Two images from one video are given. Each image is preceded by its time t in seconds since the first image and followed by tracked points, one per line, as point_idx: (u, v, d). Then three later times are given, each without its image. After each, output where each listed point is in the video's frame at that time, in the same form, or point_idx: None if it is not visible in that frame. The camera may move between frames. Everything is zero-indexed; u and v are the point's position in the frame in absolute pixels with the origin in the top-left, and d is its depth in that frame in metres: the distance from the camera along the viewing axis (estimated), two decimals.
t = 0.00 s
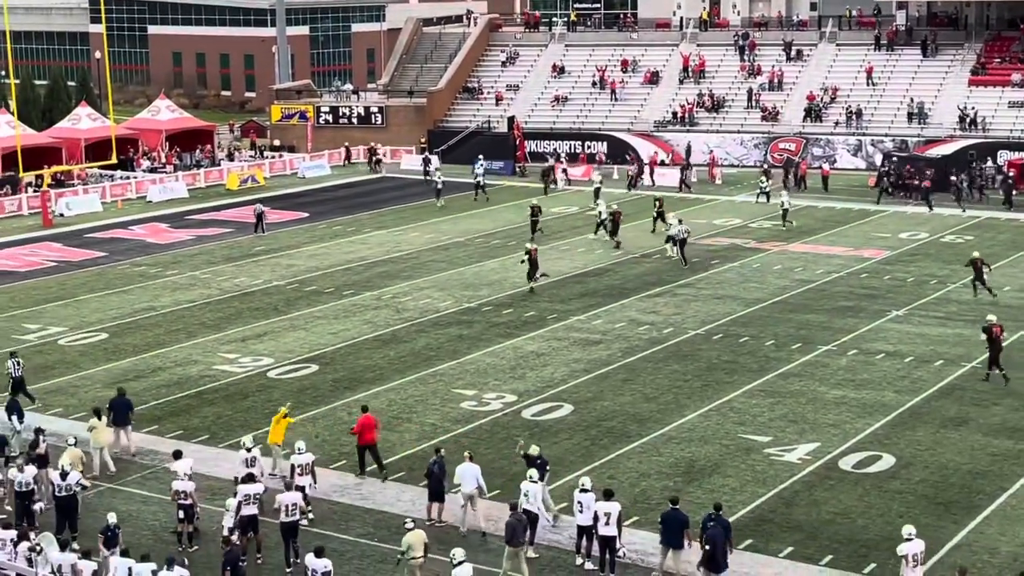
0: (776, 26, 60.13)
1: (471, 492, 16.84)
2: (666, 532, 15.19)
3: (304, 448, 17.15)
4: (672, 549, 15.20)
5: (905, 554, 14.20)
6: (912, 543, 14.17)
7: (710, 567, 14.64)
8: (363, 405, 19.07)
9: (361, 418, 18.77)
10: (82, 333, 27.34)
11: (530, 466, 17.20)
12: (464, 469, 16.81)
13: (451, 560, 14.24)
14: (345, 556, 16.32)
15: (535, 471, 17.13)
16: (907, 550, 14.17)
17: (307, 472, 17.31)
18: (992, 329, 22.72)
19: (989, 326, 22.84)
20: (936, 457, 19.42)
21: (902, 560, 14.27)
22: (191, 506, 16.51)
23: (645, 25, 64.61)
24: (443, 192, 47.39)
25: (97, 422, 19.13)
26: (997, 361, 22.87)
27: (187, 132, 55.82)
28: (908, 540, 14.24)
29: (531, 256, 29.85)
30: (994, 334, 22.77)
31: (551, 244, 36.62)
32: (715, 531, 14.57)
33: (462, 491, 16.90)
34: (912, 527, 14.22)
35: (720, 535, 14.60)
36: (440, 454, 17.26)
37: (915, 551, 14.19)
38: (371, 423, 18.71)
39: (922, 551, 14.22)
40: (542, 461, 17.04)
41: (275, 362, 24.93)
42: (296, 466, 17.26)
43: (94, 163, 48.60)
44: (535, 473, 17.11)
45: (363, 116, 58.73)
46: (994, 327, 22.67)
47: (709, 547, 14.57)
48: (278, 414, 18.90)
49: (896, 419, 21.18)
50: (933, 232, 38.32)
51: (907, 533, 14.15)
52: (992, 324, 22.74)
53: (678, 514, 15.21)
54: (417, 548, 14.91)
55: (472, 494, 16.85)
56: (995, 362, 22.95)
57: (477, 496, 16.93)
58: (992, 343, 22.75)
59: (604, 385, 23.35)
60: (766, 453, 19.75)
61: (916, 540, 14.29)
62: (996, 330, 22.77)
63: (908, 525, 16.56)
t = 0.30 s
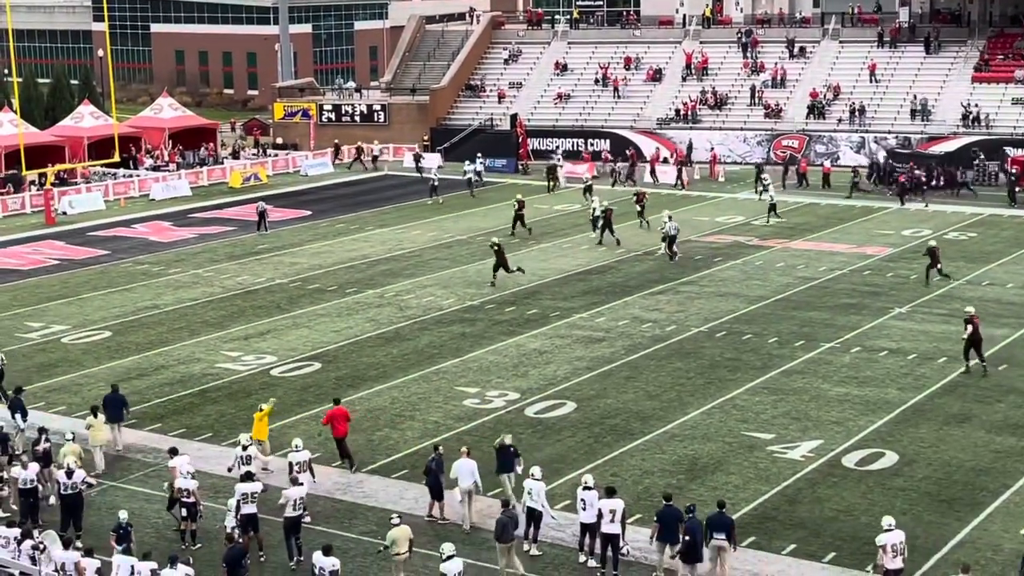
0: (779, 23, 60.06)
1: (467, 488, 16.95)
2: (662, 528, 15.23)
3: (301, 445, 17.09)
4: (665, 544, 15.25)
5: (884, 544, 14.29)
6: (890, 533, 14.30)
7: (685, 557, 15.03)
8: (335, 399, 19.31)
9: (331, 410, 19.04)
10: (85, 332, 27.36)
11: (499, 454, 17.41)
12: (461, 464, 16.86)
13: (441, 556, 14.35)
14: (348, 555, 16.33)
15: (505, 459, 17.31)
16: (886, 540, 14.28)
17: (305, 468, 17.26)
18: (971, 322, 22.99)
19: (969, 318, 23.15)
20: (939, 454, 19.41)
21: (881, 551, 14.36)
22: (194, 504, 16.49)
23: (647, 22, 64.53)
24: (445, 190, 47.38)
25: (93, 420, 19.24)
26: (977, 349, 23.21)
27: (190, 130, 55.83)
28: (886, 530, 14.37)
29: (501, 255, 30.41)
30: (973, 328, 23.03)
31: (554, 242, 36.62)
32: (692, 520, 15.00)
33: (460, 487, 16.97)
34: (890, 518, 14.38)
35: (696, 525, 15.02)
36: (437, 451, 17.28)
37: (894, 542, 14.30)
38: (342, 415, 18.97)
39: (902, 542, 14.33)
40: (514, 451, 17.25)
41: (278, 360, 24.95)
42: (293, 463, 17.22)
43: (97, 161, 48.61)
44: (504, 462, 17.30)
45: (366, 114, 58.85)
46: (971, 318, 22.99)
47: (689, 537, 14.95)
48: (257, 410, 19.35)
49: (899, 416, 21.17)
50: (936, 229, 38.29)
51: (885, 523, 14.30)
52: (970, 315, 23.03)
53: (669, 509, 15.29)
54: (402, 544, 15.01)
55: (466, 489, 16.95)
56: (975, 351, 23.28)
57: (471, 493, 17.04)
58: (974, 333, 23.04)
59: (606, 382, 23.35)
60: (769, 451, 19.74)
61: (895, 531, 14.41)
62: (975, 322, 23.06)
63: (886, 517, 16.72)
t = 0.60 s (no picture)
0: (775, 22, 60.09)
1: (460, 485, 17.09)
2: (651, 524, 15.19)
3: (293, 443, 17.07)
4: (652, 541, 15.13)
5: (857, 536, 14.44)
6: (863, 525, 14.44)
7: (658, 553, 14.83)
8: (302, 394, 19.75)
9: (299, 404, 19.49)
10: (81, 331, 27.35)
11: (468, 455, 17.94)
12: (454, 461, 17.04)
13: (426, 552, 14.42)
14: (345, 554, 16.33)
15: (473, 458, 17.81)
16: (860, 532, 14.42)
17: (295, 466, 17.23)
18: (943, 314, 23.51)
19: (941, 311, 23.67)
20: (934, 451, 19.43)
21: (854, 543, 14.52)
22: (190, 504, 16.50)
23: (643, 21, 64.56)
24: (441, 189, 47.35)
25: (87, 419, 19.35)
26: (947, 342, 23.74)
27: (185, 129, 55.81)
28: (860, 523, 14.52)
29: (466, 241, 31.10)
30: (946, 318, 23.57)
31: (550, 241, 36.64)
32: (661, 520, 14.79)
33: (453, 485, 17.11)
34: (863, 510, 14.52)
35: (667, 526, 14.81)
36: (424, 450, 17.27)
37: (867, 533, 14.45)
38: (309, 408, 19.44)
39: (874, 533, 14.48)
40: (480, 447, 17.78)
41: (274, 359, 24.95)
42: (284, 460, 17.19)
43: (92, 161, 48.58)
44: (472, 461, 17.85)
45: (362, 112, 58.77)
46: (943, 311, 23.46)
47: (659, 535, 14.76)
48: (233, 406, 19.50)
49: (895, 414, 21.18)
50: (932, 227, 38.33)
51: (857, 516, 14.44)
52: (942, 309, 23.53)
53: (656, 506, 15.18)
54: (381, 539, 15.00)
55: (460, 487, 17.07)
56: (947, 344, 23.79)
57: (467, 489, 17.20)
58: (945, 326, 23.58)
59: (603, 380, 23.37)
60: (765, 449, 19.76)
61: (868, 523, 14.56)
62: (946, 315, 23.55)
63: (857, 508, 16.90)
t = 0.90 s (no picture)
0: (766, 22, 60.15)
1: (447, 480, 17.26)
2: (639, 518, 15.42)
3: (279, 442, 16.99)
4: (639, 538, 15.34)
5: (828, 531, 14.62)
6: (832, 519, 14.61)
7: (623, 548, 15.00)
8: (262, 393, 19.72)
9: (258, 403, 19.55)
10: (72, 333, 27.32)
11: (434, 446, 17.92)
12: (443, 457, 17.19)
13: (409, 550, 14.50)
14: (337, 555, 16.34)
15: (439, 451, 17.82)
16: (830, 525, 14.59)
17: (280, 467, 17.15)
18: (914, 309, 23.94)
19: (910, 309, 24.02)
20: (925, 450, 19.48)
21: (825, 536, 14.69)
22: (182, 506, 16.48)
23: (635, 21, 64.58)
24: (433, 188, 47.34)
25: (77, 420, 19.37)
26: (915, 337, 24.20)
27: (176, 130, 55.73)
28: (830, 517, 14.69)
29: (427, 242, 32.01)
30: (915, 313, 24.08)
31: (542, 241, 36.65)
32: (627, 513, 15.02)
33: (438, 480, 17.27)
34: (833, 504, 14.69)
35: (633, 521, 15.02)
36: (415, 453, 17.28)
37: (837, 527, 14.63)
38: (269, 407, 19.51)
39: (844, 525, 14.66)
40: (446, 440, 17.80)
41: (266, 360, 24.93)
42: (270, 461, 17.11)
43: (83, 162, 48.50)
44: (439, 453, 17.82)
45: (354, 113, 58.74)
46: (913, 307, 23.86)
47: (623, 530, 14.95)
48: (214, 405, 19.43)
49: (886, 412, 21.24)
50: (923, 226, 38.42)
51: (826, 509, 14.62)
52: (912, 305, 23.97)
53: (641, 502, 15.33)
54: (354, 537, 15.12)
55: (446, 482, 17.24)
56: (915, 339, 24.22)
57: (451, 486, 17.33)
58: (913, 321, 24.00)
59: (595, 380, 23.40)
60: (757, 448, 19.80)
61: (838, 516, 14.73)
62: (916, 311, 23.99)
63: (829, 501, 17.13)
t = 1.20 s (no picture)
0: (756, 23, 60.22)
1: (433, 479, 17.41)
2: (622, 516, 15.56)
3: (261, 445, 16.95)
4: (625, 533, 15.57)
5: (800, 528, 14.78)
6: (804, 516, 14.80)
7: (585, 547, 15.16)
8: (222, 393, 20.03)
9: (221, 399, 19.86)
10: (63, 336, 27.26)
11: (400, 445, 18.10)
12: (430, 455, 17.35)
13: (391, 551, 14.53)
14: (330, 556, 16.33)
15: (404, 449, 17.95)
16: (802, 522, 14.78)
17: (263, 471, 17.11)
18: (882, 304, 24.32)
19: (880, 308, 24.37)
20: (917, 450, 19.50)
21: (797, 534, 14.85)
22: (173, 509, 16.44)
23: (625, 22, 64.62)
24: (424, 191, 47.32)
25: (63, 423, 19.32)
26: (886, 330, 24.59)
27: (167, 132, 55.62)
28: (802, 515, 14.87)
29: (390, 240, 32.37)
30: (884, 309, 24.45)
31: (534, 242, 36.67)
32: (591, 509, 15.25)
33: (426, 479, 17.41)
34: (804, 503, 14.89)
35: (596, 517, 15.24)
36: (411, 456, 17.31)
37: (809, 524, 14.78)
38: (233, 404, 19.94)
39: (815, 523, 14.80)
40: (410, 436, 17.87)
41: (258, 363, 24.91)
42: (253, 464, 17.06)
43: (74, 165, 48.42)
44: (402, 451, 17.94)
45: (344, 115, 58.56)
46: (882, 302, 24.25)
47: (587, 528, 15.13)
48: (196, 403, 19.63)
49: (878, 413, 21.27)
50: (914, 226, 38.48)
51: (798, 507, 14.80)
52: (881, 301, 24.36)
53: (628, 501, 15.58)
54: (330, 538, 15.27)
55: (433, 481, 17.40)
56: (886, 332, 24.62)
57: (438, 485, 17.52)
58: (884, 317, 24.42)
59: (587, 382, 23.39)
60: (749, 449, 19.81)
61: (809, 515, 14.89)
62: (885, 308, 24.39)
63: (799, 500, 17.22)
